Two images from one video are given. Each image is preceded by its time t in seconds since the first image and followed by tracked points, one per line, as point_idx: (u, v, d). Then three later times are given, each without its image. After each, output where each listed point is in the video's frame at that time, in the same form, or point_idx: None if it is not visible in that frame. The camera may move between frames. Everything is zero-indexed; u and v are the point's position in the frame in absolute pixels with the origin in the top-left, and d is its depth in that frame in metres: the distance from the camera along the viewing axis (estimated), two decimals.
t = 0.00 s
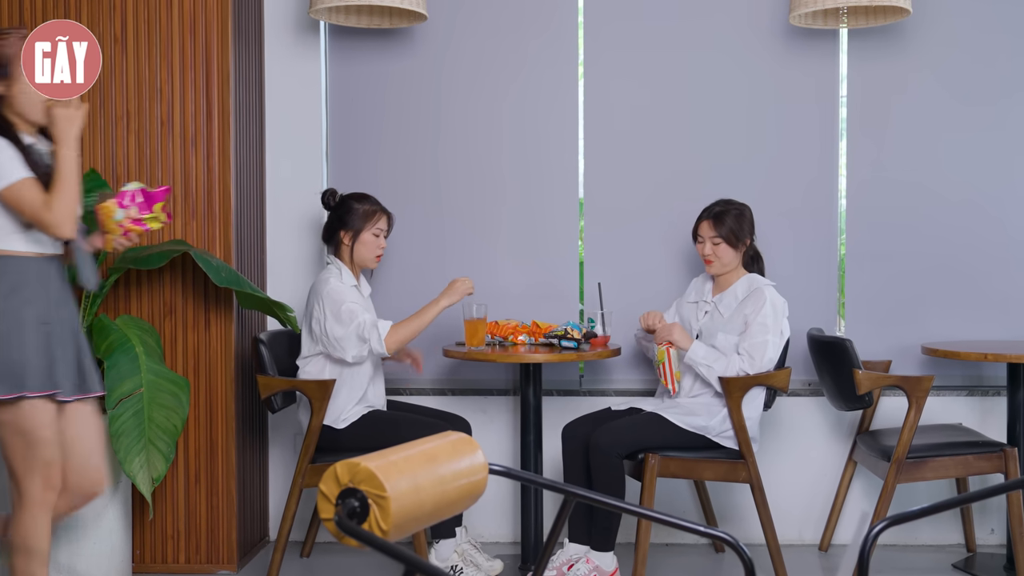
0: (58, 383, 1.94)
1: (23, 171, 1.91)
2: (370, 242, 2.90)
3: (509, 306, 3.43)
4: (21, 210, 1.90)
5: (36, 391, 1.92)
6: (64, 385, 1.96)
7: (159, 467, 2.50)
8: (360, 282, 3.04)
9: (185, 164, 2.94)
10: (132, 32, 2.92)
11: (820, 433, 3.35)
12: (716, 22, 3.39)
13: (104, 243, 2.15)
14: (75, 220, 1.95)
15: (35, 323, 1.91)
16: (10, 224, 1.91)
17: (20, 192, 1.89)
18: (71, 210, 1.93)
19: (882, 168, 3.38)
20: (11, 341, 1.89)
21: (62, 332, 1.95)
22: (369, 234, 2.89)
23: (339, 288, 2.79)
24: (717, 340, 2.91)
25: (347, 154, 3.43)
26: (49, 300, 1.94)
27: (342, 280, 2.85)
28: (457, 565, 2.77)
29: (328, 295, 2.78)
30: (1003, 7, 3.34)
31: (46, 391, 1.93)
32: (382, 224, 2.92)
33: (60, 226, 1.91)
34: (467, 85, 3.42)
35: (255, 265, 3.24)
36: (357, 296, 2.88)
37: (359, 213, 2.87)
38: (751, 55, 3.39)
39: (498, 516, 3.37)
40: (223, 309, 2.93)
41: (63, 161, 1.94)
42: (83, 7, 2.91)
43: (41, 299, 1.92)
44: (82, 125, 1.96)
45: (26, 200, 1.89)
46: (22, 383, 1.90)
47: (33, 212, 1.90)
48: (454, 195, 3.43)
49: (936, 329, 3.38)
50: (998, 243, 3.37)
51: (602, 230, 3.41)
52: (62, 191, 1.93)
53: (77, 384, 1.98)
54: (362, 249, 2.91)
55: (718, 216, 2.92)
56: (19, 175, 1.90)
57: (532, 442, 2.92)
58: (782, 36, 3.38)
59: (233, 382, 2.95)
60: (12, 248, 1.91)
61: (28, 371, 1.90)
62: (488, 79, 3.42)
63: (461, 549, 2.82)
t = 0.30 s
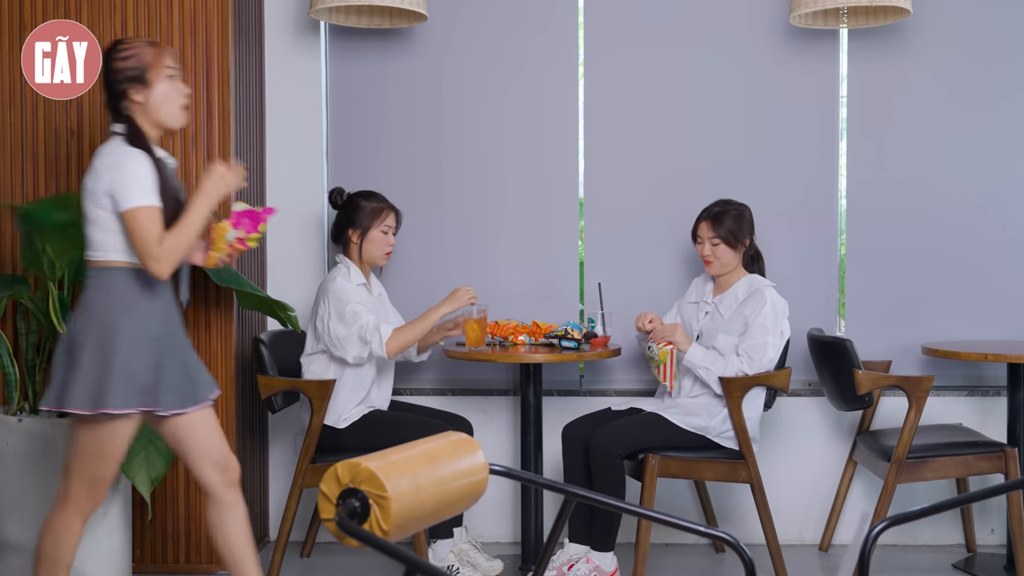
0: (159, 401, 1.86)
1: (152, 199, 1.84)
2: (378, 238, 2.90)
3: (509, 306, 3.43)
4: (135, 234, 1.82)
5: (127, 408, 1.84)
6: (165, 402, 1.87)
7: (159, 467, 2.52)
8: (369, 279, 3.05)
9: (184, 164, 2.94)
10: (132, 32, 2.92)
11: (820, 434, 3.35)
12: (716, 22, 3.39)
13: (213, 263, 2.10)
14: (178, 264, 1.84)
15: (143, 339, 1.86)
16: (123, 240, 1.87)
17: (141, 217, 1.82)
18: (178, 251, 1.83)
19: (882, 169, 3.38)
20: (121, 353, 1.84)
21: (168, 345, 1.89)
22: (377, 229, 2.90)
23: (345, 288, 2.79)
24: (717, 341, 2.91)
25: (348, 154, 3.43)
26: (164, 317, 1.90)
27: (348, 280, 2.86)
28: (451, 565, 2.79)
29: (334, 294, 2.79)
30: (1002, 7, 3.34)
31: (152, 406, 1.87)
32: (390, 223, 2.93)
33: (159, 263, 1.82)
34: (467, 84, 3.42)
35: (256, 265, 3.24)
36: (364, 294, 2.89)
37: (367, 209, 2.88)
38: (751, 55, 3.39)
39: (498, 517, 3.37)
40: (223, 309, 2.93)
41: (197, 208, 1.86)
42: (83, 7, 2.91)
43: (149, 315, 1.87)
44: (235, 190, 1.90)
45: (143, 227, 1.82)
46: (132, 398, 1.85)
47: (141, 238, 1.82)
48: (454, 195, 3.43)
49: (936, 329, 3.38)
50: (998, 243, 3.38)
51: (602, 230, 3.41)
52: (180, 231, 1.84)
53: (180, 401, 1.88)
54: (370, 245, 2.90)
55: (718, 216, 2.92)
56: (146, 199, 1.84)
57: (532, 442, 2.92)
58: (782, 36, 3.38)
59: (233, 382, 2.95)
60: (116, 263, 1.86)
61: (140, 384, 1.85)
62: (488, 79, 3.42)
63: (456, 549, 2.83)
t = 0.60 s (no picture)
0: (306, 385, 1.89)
1: (258, 185, 1.81)
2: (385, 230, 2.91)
3: (509, 306, 3.43)
4: (231, 215, 1.80)
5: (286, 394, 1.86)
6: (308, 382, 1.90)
7: (158, 467, 2.49)
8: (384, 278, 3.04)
9: (185, 164, 2.94)
10: (131, 31, 2.92)
11: (820, 433, 3.35)
12: (715, 22, 3.39)
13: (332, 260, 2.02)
14: (253, 256, 1.79)
15: (284, 326, 1.86)
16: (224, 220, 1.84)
17: (240, 199, 1.80)
18: (256, 245, 1.78)
19: (882, 168, 3.38)
20: (270, 344, 1.85)
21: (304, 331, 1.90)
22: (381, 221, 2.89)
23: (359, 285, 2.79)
24: (716, 341, 2.90)
25: (348, 154, 3.43)
26: (295, 296, 1.88)
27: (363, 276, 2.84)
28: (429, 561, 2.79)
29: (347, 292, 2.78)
30: (1002, 7, 3.34)
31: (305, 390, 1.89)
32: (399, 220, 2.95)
33: (230, 245, 1.77)
34: (467, 84, 3.42)
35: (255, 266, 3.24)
36: (377, 294, 2.87)
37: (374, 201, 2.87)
38: (751, 55, 3.38)
39: (498, 516, 3.37)
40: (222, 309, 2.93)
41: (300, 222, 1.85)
42: (83, 7, 2.91)
43: (285, 301, 1.86)
44: (339, 231, 1.89)
45: (238, 211, 1.79)
46: (281, 385, 1.86)
47: (232, 220, 1.79)
48: (454, 195, 3.43)
49: (936, 329, 3.38)
50: (997, 243, 3.37)
51: (601, 230, 3.41)
52: (272, 228, 1.80)
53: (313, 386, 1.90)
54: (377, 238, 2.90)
55: (716, 216, 2.91)
56: (256, 185, 1.81)
57: (532, 442, 2.92)
58: (782, 36, 3.37)
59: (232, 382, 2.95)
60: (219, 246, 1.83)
61: (292, 371, 1.87)
62: (488, 79, 3.42)
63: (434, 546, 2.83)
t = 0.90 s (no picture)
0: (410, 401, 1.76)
1: (369, 201, 1.73)
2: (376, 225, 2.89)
3: (509, 306, 3.42)
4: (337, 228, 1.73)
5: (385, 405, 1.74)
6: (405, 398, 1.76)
7: (158, 466, 2.48)
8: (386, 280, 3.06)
9: (184, 164, 2.94)
10: (131, 31, 2.92)
11: (820, 434, 3.34)
12: (716, 22, 3.38)
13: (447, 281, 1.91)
14: (352, 270, 1.71)
15: (395, 334, 1.75)
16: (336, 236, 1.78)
17: (350, 214, 1.72)
18: (356, 261, 1.70)
19: (882, 168, 3.38)
20: (375, 353, 1.73)
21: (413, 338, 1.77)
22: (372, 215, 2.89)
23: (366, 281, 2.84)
24: (716, 341, 2.90)
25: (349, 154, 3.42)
26: (408, 306, 1.78)
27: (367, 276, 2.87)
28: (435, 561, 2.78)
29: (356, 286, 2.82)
30: (1003, 7, 3.34)
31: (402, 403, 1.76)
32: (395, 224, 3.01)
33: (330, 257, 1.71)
34: (467, 84, 3.42)
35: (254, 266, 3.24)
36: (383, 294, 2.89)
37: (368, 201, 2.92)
38: (752, 55, 3.38)
39: (498, 516, 3.37)
40: (222, 309, 2.93)
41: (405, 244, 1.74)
42: (83, 7, 2.91)
43: (393, 313, 1.75)
44: (445, 258, 1.77)
45: (343, 226, 1.72)
46: (380, 397, 1.74)
47: (339, 233, 1.72)
48: (454, 195, 3.43)
49: (936, 329, 3.38)
50: (998, 243, 3.37)
51: (602, 230, 3.41)
52: (378, 245, 1.72)
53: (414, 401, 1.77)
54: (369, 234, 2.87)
55: (715, 216, 2.91)
56: (365, 199, 1.72)
57: (532, 442, 2.91)
58: (783, 35, 3.37)
59: (232, 381, 2.95)
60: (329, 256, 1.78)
61: (389, 383, 1.74)
62: (489, 79, 3.41)
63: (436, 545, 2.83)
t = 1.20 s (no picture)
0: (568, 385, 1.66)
1: (509, 189, 1.61)
2: (386, 215, 2.92)
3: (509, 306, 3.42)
4: (484, 223, 1.62)
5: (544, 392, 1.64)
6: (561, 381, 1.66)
7: (157, 466, 2.48)
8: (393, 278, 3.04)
9: (184, 164, 2.93)
10: (130, 31, 2.92)
11: (820, 433, 3.34)
12: (715, 22, 3.38)
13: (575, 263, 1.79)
14: (514, 263, 1.60)
15: (541, 321, 1.66)
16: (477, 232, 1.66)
17: (494, 207, 1.61)
18: (519, 251, 1.59)
19: (882, 168, 3.38)
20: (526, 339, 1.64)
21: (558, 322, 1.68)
22: (382, 207, 2.92)
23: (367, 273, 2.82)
24: (717, 341, 2.90)
25: (349, 154, 3.42)
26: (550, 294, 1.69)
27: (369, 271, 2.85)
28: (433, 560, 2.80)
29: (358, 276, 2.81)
30: (1002, 6, 3.34)
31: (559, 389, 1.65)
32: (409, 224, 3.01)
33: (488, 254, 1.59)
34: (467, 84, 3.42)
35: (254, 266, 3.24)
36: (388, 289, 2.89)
37: (380, 193, 2.96)
38: (752, 55, 3.38)
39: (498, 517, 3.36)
40: (222, 309, 2.93)
41: (555, 227, 1.65)
42: (82, 7, 2.91)
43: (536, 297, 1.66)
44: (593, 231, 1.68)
45: (489, 218, 1.61)
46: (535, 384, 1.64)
47: (489, 227, 1.61)
48: (455, 195, 3.43)
49: (936, 329, 3.38)
50: (998, 243, 3.37)
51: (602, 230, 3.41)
52: (532, 232, 1.61)
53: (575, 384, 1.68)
54: (371, 220, 2.91)
55: (715, 216, 2.91)
56: (506, 186, 1.62)
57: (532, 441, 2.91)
58: (783, 35, 3.37)
59: (232, 381, 2.95)
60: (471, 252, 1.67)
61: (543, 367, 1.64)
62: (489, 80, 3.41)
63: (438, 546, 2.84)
